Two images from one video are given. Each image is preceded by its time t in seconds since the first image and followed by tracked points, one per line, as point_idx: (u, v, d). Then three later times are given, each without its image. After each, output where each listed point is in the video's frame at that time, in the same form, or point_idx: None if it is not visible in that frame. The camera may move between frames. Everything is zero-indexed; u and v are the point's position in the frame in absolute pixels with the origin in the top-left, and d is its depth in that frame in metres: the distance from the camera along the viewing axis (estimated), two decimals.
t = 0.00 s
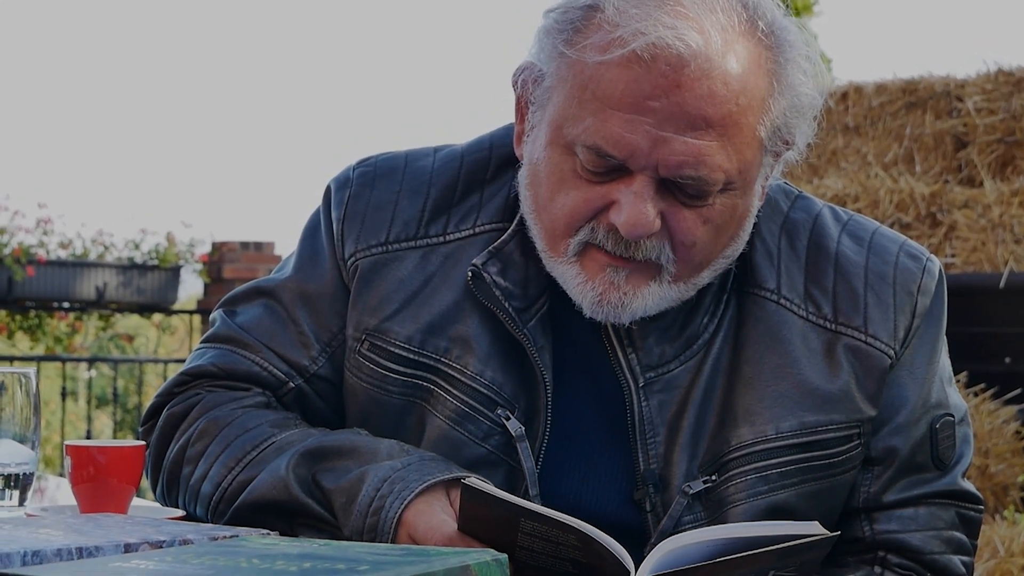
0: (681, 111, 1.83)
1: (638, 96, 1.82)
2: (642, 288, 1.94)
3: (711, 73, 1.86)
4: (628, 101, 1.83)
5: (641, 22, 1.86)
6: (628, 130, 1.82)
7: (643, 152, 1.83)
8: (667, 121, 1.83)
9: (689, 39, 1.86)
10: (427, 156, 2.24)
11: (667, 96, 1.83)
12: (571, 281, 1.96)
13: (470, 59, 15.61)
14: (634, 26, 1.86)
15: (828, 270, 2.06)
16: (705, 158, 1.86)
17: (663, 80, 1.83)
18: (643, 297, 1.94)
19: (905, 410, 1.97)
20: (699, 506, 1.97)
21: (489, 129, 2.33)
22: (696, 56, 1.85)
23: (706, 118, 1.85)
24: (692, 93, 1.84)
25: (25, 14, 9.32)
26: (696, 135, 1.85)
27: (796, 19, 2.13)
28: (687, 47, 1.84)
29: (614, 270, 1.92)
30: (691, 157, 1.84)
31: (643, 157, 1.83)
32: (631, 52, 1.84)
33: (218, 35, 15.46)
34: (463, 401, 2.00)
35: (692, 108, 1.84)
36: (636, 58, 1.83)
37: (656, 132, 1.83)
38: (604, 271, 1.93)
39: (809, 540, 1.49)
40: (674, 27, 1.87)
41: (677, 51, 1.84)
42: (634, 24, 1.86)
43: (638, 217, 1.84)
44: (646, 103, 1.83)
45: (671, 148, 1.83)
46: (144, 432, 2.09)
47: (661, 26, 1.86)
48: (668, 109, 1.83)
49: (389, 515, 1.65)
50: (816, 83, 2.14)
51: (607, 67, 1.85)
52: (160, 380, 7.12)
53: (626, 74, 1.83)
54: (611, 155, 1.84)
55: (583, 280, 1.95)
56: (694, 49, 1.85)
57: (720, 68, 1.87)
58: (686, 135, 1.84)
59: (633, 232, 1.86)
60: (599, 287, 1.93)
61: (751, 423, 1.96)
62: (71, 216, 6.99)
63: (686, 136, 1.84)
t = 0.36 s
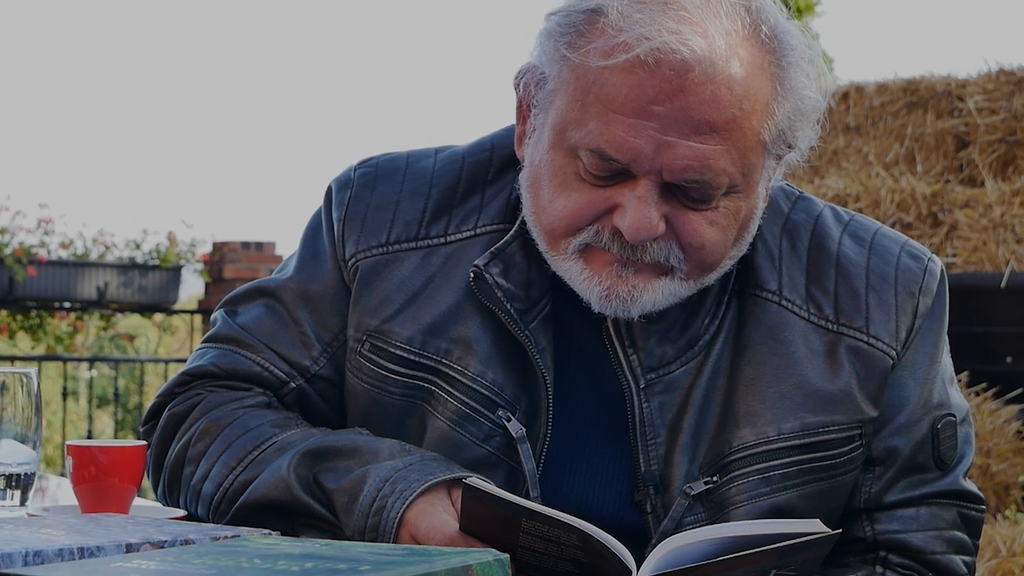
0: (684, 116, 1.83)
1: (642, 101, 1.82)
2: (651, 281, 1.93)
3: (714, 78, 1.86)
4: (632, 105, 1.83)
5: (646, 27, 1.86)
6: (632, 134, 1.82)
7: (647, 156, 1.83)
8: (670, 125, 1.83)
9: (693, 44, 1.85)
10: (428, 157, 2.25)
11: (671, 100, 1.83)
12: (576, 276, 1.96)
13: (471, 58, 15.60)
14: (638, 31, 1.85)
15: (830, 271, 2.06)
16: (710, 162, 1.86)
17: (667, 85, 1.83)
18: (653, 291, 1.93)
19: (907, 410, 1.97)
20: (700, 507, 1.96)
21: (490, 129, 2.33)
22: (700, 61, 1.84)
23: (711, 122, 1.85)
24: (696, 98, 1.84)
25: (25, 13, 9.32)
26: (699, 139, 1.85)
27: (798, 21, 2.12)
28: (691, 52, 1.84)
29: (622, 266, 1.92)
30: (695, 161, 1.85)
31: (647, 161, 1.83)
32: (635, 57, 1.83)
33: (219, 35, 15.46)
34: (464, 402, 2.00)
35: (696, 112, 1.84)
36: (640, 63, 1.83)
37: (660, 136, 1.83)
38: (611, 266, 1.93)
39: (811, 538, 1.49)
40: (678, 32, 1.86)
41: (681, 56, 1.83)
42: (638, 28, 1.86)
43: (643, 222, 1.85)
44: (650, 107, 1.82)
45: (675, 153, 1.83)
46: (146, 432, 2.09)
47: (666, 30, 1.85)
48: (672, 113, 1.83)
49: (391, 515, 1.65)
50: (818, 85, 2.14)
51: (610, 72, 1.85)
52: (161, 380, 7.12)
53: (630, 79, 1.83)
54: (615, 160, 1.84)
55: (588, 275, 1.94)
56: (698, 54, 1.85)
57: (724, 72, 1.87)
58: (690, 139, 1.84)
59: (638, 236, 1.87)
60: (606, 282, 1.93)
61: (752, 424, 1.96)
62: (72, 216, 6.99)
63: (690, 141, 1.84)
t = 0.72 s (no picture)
0: (687, 116, 1.84)
1: (646, 100, 1.82)
2: (651, 286, 1.93)
3: (717, 78, 1.86)
4: (635, 105, 1.83)
5: (649, 26, 1.86)
6: (635, 133, 1.82)
7: (650, 156, 1.83)
8: (673, 125, 1.83)
9: (696, 43, 1.85)
10: (431, 156, 2.25)
11: (674, 100, 1.83)
12: (579, 280, 1.96)
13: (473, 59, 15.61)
14: (641, 30, 1.85)
15: (833, 272, 2.05)
16: (712, 161, 1.86)
17: (669, 85, 1.83)
18: (652, 296, 1.94)
19: (910, 410, 1.97)
20: (704, 507, 1.97)
21: (493, 129, 2.33)
22: (703, 61, 1.85)
23: (713, 122, 1.85)
24: (698, 97, 1.84)
25: (28, 14, 9.32)
26: (703, 139, 1.85)
27: (802, 21, 2.12)
28: (693, 51, 1.84)
29: (624, 269, 1.92)
30: (698, 161, 1.84)
31: (650, 161, 1.83)
32: (638, 57, 1.83)
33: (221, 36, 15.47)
34: (467, 402, 2.00)
35: (699, 112, 1.84)
36: (644, 62, 1.83)
37: (663, 136, 1.83)
38: (613, 270, 1.93)
39: (815, 538, 1.49)
40: (681, 31, 1.86)
41: (684, 56, 1.83)
42: (641, 28, 1.86)
43: (644, 221, 1.85)
44: (653, 107, 1.83)
45: (677, 152, 1.83)
46: (148, 432, 2.09)
47: (668, 30, 1.86)
48: (674, 113, 1.83)
49: (394, 515, 1.65)
50: (820, 85, 2.14)
51: (613, 72, 1.85)
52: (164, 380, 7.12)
53: (632, 78, 1.83)
54: (618, 159, 1.84)
55: (590, 280, 1.95)
56: (701, 54, 1.85)
57: (726, 72, 1.87)
58: (693, 139, 1.84)
59: (640, 236, 1.86)
60: (607, 287, 1.93)
61: (756, 424, 1.96)
62: (74, 216, 6.98)
63: (693, 140, 1.84)
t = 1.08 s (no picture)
0: (688, 106, 1.84)
1: (647, 89, 1.83)
2: (650, 278, 1.92)
3: (718, 70, 1.87)
4: (636, 95, 1.83)
5: (650, 17, 1.85)
6: (637, 122, 1.82)
7: (652, 145, 1.83)
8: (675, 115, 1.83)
9: (697, 35, 1.85)
10: (432, 154, 2.25)
11: (676, 90, 1.83)
12: (580, 273, 1.95)
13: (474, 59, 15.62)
14: (642, 21, 1.85)
15: (835, 269, 2.05)
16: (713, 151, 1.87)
17: (671, 76, 1.84)
18: (652, 288, 1.92)
19: (911, 408, 1.97)
20: (704, 504, 1.97)
21: (494, 126, 2.33)
22: (704, 53, 1.85)
23: (715, 113, 1.86)
24: (699, 88, 1.84)
25: (28, 12, 9.31)
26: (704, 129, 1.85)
27: (803, 17, 2.12)
28: (694, 43, 1.84)
29: (623, 260, 1.91)
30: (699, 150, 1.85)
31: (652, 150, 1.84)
32: (638, 48, 1.84)
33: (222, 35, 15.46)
34: (468, 399, 2.00)
35: (701, 102, 1.84)
36: (644, 53, 1.83)
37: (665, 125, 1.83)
38: (613, 261, 1.91)
39: (816, 536, 1.49)
40: (682, 23, 1.86)
41: (685, 47, 1.84)
42: (642, 19, 1.85)
43: (645, 210, 1.84)
44: (654, 96, 1.83)
45: (679, 141, 1.84)
46: (148, 431, 2.09)
47: (670, 21, 1.85)
48: (676, 103, 1.83)
49: (394, 513, 1.65)
50: (822, 81, 2.14)
51: (615, 62, 1.85)
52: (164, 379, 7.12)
53: (634, 69, 1.83)
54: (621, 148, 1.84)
55: (591, 273, 1.94)
56: (702, 46, 1.85)
57: (726, 65, 1.88)
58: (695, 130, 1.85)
59: (640, 225, 1.86)
60: (608, 278, 1.92)
61: (756, 422, 1.95)
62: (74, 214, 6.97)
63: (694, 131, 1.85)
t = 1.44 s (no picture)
0: (682, 85, 1.84)
1: (640, 70, 1.83)
2: (647, 271, 1.92)
3: (710, 51, 1.87)
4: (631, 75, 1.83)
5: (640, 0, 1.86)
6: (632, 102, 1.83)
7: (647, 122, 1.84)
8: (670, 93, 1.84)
9: (687, 18, 1.86)
10: (433, 150, 2.24)
11: (669, 70, 1.84)
12: (578, 264, 1.95)
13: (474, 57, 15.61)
14: (632, 6, 1.85)
15: (834, 266, 2.05)
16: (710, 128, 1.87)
17: (664, 57, 1.84)
18: (648, 280, 1.92)
19: (910, 407, 1.97)
20: (704, 501, 1.96)
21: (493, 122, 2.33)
22: (695, 35, 1.86)
23: (709, 92, 1.86)
24: (692, 68, 1.85)
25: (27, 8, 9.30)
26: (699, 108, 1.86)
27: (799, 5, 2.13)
28: (685, 24, 1.85)
29: (619, 253, 1.91)
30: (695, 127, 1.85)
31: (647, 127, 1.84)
32: (630, 31, 1.85)
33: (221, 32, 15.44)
34: (468, 394, 2.00)
35: (694, 82, 1.85)
36: (636, 36, 1.84)
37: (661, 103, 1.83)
38: (608, 254, 1.92)
39: (815, 534, 1.49)
40: (672, 6, 1.86)
41: (676, 29, 1.85)
42: (632, 3, 1.86)
43: (642, 188, 1.84)
44: (647, 76, 1.83)
45: (675, 119, 1.84)
46: (148, 428, 2.09)
47: (660, 4, 1.85)
48: (670, 82, 1.84)
49: (394, 511, 1.65)
50: (817, 66, 2.14)
51: (607, 46, 1.85)
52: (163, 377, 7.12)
53: (626, 52, 1.84)
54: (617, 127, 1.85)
55: (588, 264, 1.93)
56: (693, 28, 1.86)
57: (718, 47, 1.88)
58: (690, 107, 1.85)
59: (638, 205, 1.86)
60: (604, 272, 1.92)
61: (755, 418, 1.96)
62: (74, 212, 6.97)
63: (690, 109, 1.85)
